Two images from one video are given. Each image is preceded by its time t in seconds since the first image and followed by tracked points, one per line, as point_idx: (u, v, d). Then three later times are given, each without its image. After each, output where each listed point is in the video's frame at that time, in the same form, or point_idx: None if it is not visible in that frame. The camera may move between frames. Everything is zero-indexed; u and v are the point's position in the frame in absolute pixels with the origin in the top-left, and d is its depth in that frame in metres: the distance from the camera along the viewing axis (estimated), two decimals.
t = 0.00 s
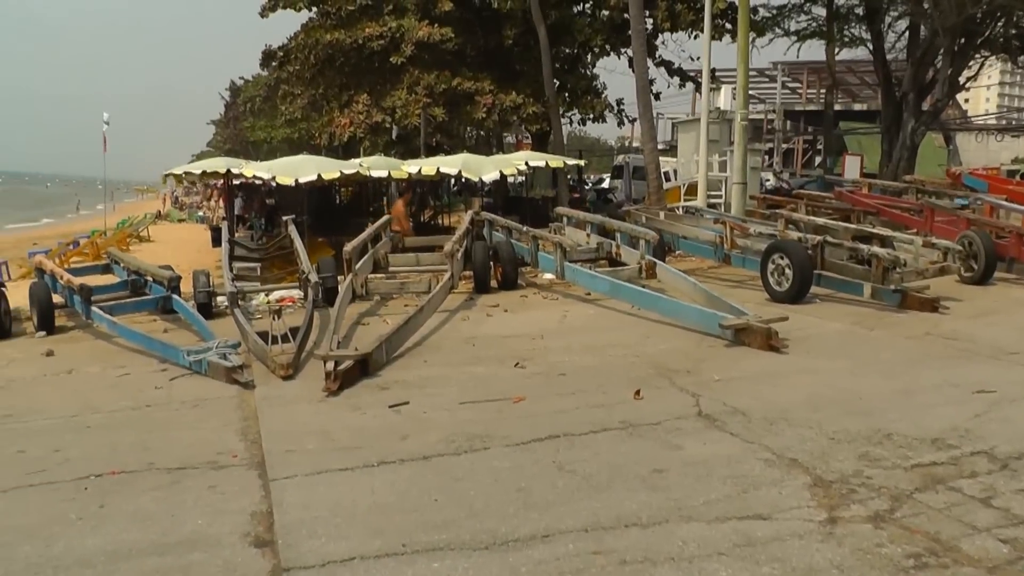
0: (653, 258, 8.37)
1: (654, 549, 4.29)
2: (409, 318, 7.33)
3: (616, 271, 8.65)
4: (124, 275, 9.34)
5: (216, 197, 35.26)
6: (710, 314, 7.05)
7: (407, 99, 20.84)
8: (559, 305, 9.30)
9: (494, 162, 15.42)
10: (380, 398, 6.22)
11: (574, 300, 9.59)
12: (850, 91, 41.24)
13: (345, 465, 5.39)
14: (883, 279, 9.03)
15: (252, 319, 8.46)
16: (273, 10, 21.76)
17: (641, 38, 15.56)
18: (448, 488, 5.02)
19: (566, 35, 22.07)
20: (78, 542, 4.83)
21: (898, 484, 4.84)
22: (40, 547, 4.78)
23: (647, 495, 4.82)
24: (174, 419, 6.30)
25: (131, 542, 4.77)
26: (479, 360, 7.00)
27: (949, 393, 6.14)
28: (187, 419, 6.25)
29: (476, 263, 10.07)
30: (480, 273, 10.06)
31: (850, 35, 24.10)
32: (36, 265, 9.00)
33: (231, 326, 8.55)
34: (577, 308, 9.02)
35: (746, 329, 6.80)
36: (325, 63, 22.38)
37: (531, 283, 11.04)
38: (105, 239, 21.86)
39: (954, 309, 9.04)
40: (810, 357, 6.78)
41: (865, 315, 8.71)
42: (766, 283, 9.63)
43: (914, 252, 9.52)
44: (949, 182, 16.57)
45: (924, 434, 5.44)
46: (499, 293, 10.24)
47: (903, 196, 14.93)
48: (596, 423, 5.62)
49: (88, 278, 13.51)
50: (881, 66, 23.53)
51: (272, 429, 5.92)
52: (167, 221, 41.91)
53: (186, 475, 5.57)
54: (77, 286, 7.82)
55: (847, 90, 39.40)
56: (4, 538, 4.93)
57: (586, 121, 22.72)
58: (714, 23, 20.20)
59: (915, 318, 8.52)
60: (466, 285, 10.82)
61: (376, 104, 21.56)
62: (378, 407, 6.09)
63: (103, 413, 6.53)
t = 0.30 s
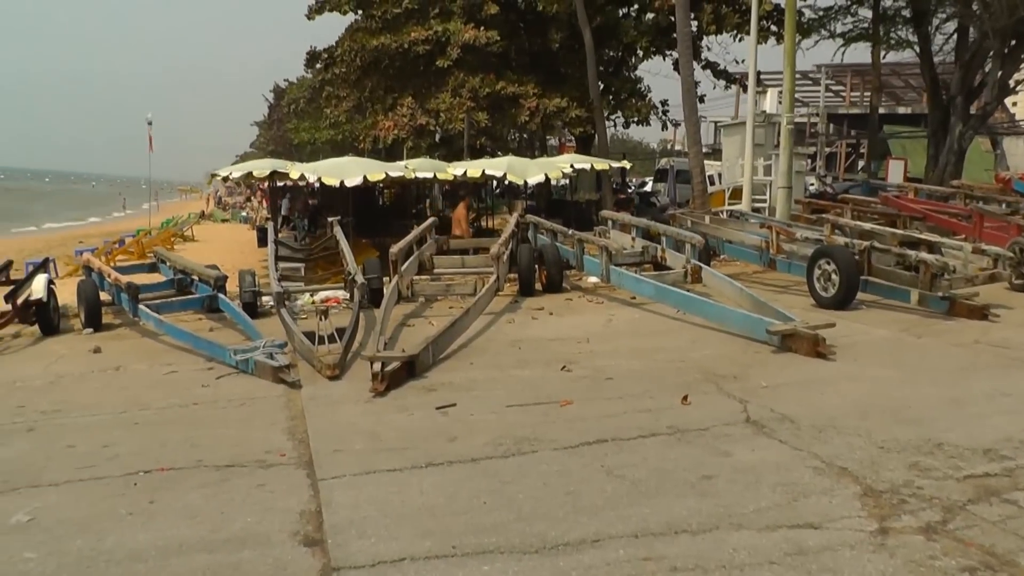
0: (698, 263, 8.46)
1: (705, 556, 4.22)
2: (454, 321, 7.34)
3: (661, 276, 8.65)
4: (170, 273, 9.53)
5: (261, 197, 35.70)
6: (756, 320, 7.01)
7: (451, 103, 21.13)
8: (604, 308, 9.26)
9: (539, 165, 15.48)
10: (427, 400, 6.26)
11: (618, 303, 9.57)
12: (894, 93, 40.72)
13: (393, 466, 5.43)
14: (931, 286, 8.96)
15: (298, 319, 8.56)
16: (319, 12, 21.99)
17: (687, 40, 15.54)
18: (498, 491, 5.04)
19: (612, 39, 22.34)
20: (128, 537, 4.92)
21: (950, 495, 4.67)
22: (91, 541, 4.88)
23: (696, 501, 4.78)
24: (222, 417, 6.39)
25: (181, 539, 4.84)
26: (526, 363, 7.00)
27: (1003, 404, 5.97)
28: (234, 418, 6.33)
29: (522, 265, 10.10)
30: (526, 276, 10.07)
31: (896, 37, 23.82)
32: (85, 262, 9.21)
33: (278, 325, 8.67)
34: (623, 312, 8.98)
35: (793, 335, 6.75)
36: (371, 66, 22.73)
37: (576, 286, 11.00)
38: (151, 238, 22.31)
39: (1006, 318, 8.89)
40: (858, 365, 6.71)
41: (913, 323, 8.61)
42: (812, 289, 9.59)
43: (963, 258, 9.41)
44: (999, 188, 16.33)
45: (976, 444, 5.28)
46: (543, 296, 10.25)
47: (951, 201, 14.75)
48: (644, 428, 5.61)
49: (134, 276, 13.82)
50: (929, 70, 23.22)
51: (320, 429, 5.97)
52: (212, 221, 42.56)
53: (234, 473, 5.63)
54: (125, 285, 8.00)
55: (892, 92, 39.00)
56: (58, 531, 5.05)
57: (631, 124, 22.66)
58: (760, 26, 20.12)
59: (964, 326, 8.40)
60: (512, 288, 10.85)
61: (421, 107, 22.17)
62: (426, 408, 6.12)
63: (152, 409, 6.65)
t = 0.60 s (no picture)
0: (737, 268, 8.47)
1: (748, 564, 4.20)
2: (493, 324, 7.36)
3: (700, 280, 8.64)
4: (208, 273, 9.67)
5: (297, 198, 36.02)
6: (796, 326, 6.99)
7: (486, 106, 21.54)
8: (642, 312, 9.26)
9: (576, 168, 15.53)
10: (467, 403, 6.29)
11: (655, 308, 9.56)
12: (932, 97, 40.30)
13: (434, 469, 5.47)
14: (974, 294, 8.98)
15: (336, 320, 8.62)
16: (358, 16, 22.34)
17: (725, 42, 15.50)
18: (539, 495, 5.06)
19: (648, 42, 22.42)
20: (171, 533, 4.99)
21: (999, 508, 4.62)
22: (135, 536, 4.96)
23: (739, 509, 4.77)
24: (261, 416, 6.46)
25: (223, 536, 4.91)
26: (565, 366, 7.01)
27: None
28: (273, 417, 6.39)
29: (559, 268, 10.12)
30: (564, 279, 10.07)
31: (937, 40, 23.48)
32: (124, 262, 9.38)
33: (315, 326, 8.76)
34: (660, 316, 8.97)
35: (832, 341, 6.72)
36: (408, 69, 23.23)
37: (612, 290, 10.99)
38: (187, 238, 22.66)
39: None
40: (899, 373, 6.66)
41: (955, 331, 8.55)
42: (851, 295, 9.56)
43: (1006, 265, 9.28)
44: None
45: None
46: (580, 300, 10.26)
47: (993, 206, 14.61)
48: (685, 434, 5.61)
49: (173, 275, 14.09)
50: (970, 73, 22.95)
51: (360, 430, 6.02)
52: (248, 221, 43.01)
53: (275, 472, 5.68)
54: (165, 284, 8.13)
55: (930, 94, 38.60)
56: (101, 526, 5.14)
57: (667, 127, 22.65)
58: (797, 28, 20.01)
59: (1008, 335, 8.32)
60: (548, 291, 10.87)
61: (457, 110, 22.44)
62: (466, 411, 6.15)
63: (192, 408, 6.74)
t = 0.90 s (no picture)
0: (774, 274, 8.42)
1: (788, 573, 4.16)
2: (531, 327, 7.37)
3: (737, 285, 8.61)
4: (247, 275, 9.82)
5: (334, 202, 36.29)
6: (834, 332, 6.95)
7: (525, 109, 21.44)
8: (679, 317, 9.22)
9: (614, 171, 15.35)
10: (504, 406, 6.31)
11: (692, 312, 9.54)
12: (972, 101, 39.81)
13: (472, 472, 5.50)
14: (1016, 302, 8.94)
15: (374, 322, 8.68)
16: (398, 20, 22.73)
17: (763, 46, 15.42)
18: (576, 501, 5.06)
19: (685, 45, 22.68)
20: (209, 533, 5.05)
21: None
22: (174, 536, 5.03)
23: (778, 518, 4.73)
24: (298, 418, 6.51)
25: (261, 537, 4.95)
26: (602, 371, 7.00)
27: None
28: (311, 419, 6.44)
29: (597, 272, 10.13)
30: (601, 283, 10.08)
31: (978, 43, 23.32)
32: (163, 264, 9.56)
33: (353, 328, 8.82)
34: (698, 321, 8.93)
35: (872, 348, 6.66)
36: (446, 71, 23.42)
37: (650, 295, 10.96)
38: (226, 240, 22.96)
39: None
40: (941, 382, 6.58)
41: (998, 339, 8.44)
42: (891, 301, 9.49)
43: None
44: None
45: None
46: (617, 304, 10.26)
47: None
48: (724, 440, 5.58)
49: (213, 277, 14.37)
50: (1012, 76, 22.66)
51: (398, 433, 6.05)
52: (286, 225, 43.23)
53: (313, 474, 5.73)
54: (204, 286, 8.27)
55: (969, 99, 38.11)
56: (141, 526, 5.21)
57: (705, 131, 22.65)
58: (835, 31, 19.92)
59: None
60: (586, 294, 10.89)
61: (495, 113, 22.25)
62: (503, 415, 6.17)
63: (229, 409, 6.81)
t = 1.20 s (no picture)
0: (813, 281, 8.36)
1: None
2: (569, 332, 7.37)
3: (775, 292, 8.57)
4: (285, 278, 9.92)
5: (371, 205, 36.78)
6: (874, 340, 6.89)
7: (563, 114, 21.66)
8: (716, 323, 9.18)
9: (652, 176, 15.39)
10: (542, 412, 6.30)
11: (730, 319, 9.49)
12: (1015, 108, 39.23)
13: (510, 478, 5.51)
14: None
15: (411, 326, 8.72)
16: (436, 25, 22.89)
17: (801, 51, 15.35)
18: (615, 509, 5.05)
19: (722, 49, 22.64)
20: (248, 535, 5.10)
21: None
22: (213, 537, 5.08)
23: (819, 528, 4.66)
24: (336, 421, 6.55)
25: (299, 540, 4.99)
26: (640, 377, 6.98)
27: None
28: (348, 423, 6.48)
29: (634, 278, 10.13)
30: (637, 289, 10.10)
31: (1021, 47, 23.04)
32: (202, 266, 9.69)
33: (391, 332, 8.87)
34: (737, 328, 8.87)
35: (912, 357, 6.58)
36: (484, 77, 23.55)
37: (687, 301, 10.92)
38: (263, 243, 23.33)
39: None
40: (985, 392, 6.46)
41: None
42: (932, 310, 9.39)
43: None
44: None
45: None
46: (653, 310, 10.25)
47: None
48: (763, 449, 5.53)
49: (251, 280, 14.62)
50: None
51: (436, 438, 6.08)
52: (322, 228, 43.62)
53: (351, 478, 5.77)
54: (242, 289, 8.37)
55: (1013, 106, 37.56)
56: (180, 527, 5.27)
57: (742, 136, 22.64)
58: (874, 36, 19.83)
59: None
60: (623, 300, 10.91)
61: (533, 118, 22.53)
62: (541, 421, 6.17)
63: (267, 412, 6.87)
